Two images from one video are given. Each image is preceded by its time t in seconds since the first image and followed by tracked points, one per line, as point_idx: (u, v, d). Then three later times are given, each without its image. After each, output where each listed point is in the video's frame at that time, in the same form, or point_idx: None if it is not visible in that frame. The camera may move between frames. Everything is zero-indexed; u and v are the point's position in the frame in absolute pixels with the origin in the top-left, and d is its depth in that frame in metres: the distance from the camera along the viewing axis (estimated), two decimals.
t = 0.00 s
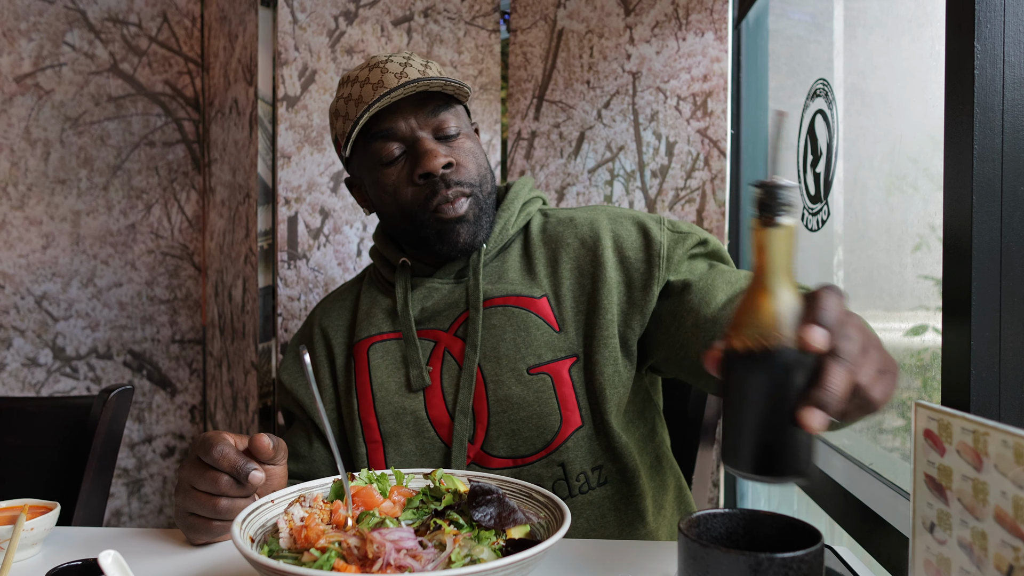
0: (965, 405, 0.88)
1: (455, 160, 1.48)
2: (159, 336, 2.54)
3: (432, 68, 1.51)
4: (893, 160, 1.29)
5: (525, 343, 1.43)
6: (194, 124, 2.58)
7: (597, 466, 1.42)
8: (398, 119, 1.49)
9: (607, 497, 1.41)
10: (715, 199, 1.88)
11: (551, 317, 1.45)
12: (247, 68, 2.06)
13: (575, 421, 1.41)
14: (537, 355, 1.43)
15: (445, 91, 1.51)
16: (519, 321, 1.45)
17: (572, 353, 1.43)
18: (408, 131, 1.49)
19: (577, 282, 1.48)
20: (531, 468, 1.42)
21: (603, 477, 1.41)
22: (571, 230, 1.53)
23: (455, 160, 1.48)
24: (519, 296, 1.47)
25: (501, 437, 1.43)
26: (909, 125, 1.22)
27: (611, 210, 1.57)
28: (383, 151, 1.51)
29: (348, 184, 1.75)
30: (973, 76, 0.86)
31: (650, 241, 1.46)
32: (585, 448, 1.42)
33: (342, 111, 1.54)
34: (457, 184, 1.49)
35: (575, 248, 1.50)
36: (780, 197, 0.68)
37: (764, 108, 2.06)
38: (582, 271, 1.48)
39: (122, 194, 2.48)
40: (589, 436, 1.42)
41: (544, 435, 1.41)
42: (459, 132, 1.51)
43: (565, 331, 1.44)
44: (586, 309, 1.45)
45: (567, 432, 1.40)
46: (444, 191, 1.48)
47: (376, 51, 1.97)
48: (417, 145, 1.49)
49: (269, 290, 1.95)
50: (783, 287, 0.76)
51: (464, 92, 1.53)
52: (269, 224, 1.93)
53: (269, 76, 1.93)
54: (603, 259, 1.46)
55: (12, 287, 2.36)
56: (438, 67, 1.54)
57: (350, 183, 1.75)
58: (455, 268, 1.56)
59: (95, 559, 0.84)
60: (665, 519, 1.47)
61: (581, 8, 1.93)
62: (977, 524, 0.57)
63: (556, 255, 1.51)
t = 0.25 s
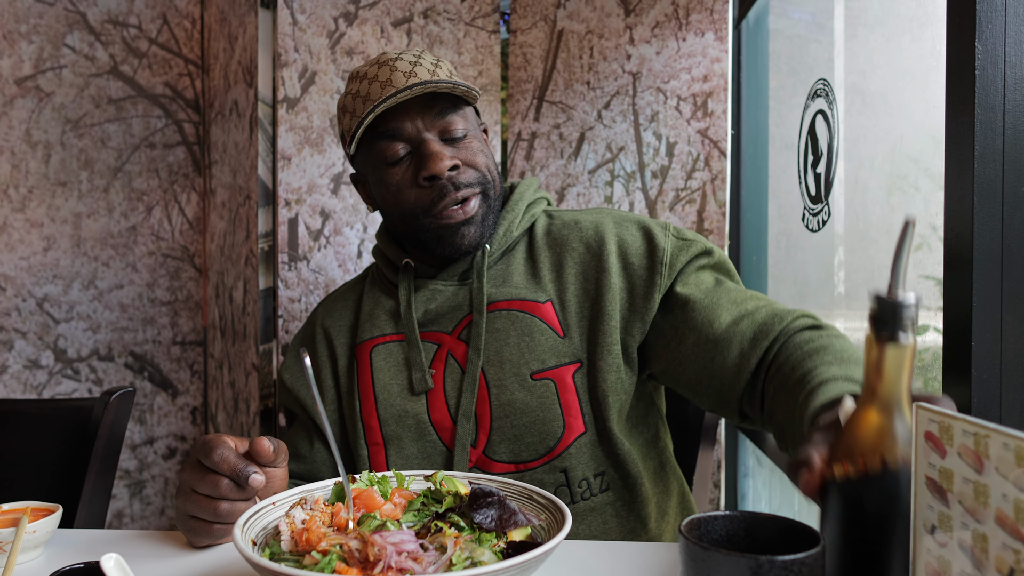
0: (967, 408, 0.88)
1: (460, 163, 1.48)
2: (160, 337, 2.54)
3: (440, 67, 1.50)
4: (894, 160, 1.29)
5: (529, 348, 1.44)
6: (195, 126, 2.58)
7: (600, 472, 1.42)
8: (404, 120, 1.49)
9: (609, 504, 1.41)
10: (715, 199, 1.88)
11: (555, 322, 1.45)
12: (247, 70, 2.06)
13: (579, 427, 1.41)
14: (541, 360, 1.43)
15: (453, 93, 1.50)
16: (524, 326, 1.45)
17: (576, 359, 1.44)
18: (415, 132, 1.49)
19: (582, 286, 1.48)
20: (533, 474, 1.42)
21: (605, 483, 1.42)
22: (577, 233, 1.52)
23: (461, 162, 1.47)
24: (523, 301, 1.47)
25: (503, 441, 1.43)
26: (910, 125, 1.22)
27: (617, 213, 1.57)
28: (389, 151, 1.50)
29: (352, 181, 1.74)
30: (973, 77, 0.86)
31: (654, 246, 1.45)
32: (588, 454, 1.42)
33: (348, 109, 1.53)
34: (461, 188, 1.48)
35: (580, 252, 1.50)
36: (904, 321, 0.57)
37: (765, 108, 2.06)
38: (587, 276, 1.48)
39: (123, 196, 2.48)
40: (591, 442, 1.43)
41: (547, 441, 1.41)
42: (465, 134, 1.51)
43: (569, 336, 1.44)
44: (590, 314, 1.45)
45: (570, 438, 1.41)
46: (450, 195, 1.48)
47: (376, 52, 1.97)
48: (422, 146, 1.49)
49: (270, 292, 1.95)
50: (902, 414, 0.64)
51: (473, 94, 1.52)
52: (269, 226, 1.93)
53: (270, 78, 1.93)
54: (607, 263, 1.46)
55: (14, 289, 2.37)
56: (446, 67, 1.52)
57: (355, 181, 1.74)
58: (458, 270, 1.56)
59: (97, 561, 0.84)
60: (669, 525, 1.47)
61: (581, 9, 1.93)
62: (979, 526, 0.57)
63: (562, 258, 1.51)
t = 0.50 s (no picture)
0: (960, 416, 0.88)
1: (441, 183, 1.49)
2: (159, 342, 2.55)
3: (450, 78, 1.50)
4: (890, 165, 1.29)
5: (530, 357, 1.44)
6: (194, 131, 2.59)
7: (598, 484, 1.43)
8: (396, 129, 1.50)
9: (607, 515, 1.42)
10: (714, 204, 1.89)
11: (557, 332, 1.45)
12: (246, 75, 2.06)
13: (578, 438, 1.42)
14: (542, 369, 1.43)
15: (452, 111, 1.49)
16: (526, 335, 1.45)
17: (576, 370, 1.44)
18: (405, 143, 1.50)
19: (585, 297, 1.48)
20: (531, 482, 1.43)
21: (603, 494, 1.42)
22: (582, 243, 1.53)
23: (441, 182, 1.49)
24: (526, 309, 1.47)
25: (502, 448, 1.43)
26: (906, 131, 1.23)
27: (622, 224, 1.58)
28: (380, 155, 1.53)
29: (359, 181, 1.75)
30: (966, 86, 0.86)
31: (657, 262, 1.47)
32: (586, 465, 1.42)
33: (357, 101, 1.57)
34: (436, 209, 1.50)
35: (584, 263, 1.51)
36: (903, 396, 0.63)
37: (762, 113, 2.07)
38: (590, 287, 1.49)
39: (123, 201, 2.48)
40: (590, 453, 1.43)
41: (545, 451, 1.42)
42: (458, 153, 1.51)
43: (571, 347, 1.45)
44: (593, 324, 1.46)
45: (569, 450, 1.41)
46: (421, 212, 1.50)
47: (375, 58, 1.98)
48: (411, 159, 1.50)
49: (269, 297, 1.94)
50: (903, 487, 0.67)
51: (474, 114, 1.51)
52: (268, 231, 1.94)
53: (269, 83, 1.94)
54: (611, 275, 1.46)
55: (13, 294, 2.37)
56: (461, 77, 1.52)
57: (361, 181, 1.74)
58: (461, 276, 1.56)
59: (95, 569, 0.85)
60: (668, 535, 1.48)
61: (579, 15, 1.94)
62: (971, 536, 0.57)
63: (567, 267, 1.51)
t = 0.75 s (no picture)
0: (959, 415, 0.88)
1: (464, 179, 1.49)
2: (159, 342, 2.55)
3: (485, 76, 1.50)
4: (890, 165, 1.30)
5: (541, 353, 1.45)
6: (194, 131, 2.60)
7: (605, 481, 1.43)
8: (425, 121, 1.49)
9: (613, 513, 1.42)
10: (713, 204, 1.89)
11: (568, 329, 1.46)
12: (246, 76, 2.06)
13: (586, 435, 1.42)
14: (552, 366, 1.44)
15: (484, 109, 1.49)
16: (536, 331, 1.46)
17: (586, 366, 1.45)
18: (432, 135, 1.49)
19: (597, 295, 1.49)
20: (540, 479, 1.42)
21: (609, 492, 1.43)
22: (594, 242, 1.54)
23: (465, 178, 1.48)
24: (537, 306, 1.48)
25: (510, 445, 1.43)
26: (906, 131, 1.23)
27: (634, 224, 1.59)
28: (405, 145, 1.52)
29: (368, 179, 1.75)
30: (965, 87, 0.86)
31: (668, 265, 1.48)
32: (594, 462, 1.43)
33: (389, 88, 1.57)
34: (455, 206, 1.49)
35: (596, 262, 1.52)
36: (894, 394, 0.63)
37: (762, 113, 2.07)
38: (602, 285, 1.50)
39: (123, 201, 2.48)
40: (598, 450, 1.44)
41: (554, 447, 1.42)
42: (485, 153, 1.50)
43: (582, 343, 1.45)
44: (604, 322, 1.47)
45: (577, 446, 1.41)
46: (441, 208, 1.49)
47: (375, 58, 1.98)
48: (436, 151, 1.49)
49: (269, 297, 1.95)
50: (901, 485, 0.68)
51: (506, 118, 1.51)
52: (268, 231, 1.94)
53: (269, 84, 1.94)
54: (621, 276, 1.47)
55: (13, 294, 2.37)
56: (496, 77, 1.53)
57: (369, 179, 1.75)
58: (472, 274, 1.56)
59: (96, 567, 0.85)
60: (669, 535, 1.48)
61: (579, 15, 1.94)
62: (969, 534, 0.58)
63: (579, 265, 1.52)
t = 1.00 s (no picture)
0: (959, 415, 0.88)
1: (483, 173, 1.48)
2: (160, 341, 2.55)
3: (510, 75, 1.50)
4: (891, 165, 1.30)
5: (553, 347, 1.46)
6: (194, 130, 2.60)
7: (612, 475, 1.44)
8: (448, 111, 1.49)
9: (619, 506, 1.44)
10: (714, 203, 1.89)
11: (579, 323, 1.47)
12: (246, 75, 2.06)
13: (598, 429, 1.43)
14: (564, 360, 1.45)
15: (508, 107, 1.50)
16: (548, 325, 1.47)
17: (598, 360, 1.46)
18: (454, 126, 1.49)
19: (608, 290, 1.51)
20: (551, 473, 1.42)
21: (617, 486, 1.44)
22: (605, 237, 1.56)
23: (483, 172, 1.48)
24: (549, 300, 1.49)
25: (521, 438, 1.44)
26: (907, 131, 1.23)
27: (641, 220, 1.60)
28: (424, 134, 1.51)
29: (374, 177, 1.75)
30: (967, 87, 0.86)
31: (677, 264, 1.51)
32: (605, 455, 1.44)
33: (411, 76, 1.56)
34: (474, 198, 1.49)
35: (608, 257, 1.53)
36: (894, 395, 0.63)
37: (763, 112, 2.07)
38: (613, 280, 1.51)
39: (123, 201, 2.48)
40: (609, 444, 1.45)
41: (567, 440, 1.43)
42: (505, 149, 1.51)
43: (593, 337, 1.47)
44: (615, 316, 1.49)
45: (589, 439, 1.42)
46: (459, 199, 1.48)
47: (375, 57, 1.97)
48: (456, 143, 1.49)
49: (270, 296, 1.98)
50: (902, 484, 0.68)
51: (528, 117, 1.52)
52: (269, 231, 1.97)
53: (269, 84, 1.95)
54: (633, 273, 1.49)
55: (14, 294, 2.36)
56: (520, 77, 1.53)
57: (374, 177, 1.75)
58: (482, 270, 1.55)
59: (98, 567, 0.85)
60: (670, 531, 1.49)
61: (579, 14, 1.93)
62: (969, 534, 0.58)
63: (589, 259, 1.54)
